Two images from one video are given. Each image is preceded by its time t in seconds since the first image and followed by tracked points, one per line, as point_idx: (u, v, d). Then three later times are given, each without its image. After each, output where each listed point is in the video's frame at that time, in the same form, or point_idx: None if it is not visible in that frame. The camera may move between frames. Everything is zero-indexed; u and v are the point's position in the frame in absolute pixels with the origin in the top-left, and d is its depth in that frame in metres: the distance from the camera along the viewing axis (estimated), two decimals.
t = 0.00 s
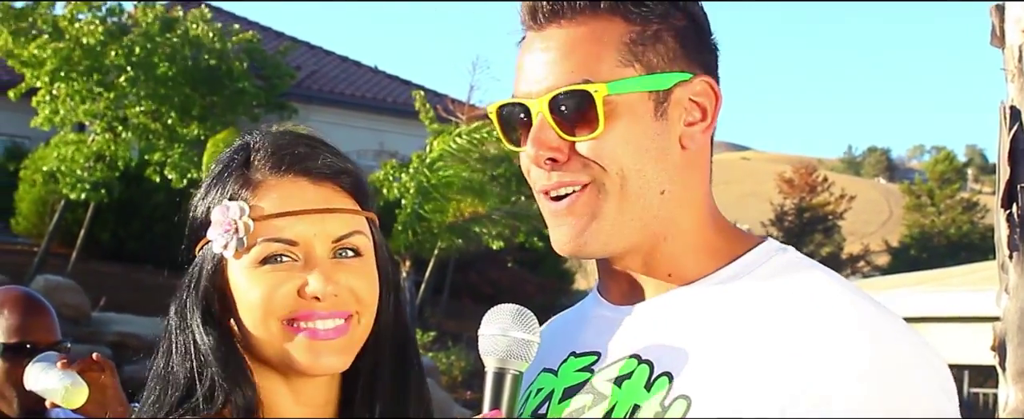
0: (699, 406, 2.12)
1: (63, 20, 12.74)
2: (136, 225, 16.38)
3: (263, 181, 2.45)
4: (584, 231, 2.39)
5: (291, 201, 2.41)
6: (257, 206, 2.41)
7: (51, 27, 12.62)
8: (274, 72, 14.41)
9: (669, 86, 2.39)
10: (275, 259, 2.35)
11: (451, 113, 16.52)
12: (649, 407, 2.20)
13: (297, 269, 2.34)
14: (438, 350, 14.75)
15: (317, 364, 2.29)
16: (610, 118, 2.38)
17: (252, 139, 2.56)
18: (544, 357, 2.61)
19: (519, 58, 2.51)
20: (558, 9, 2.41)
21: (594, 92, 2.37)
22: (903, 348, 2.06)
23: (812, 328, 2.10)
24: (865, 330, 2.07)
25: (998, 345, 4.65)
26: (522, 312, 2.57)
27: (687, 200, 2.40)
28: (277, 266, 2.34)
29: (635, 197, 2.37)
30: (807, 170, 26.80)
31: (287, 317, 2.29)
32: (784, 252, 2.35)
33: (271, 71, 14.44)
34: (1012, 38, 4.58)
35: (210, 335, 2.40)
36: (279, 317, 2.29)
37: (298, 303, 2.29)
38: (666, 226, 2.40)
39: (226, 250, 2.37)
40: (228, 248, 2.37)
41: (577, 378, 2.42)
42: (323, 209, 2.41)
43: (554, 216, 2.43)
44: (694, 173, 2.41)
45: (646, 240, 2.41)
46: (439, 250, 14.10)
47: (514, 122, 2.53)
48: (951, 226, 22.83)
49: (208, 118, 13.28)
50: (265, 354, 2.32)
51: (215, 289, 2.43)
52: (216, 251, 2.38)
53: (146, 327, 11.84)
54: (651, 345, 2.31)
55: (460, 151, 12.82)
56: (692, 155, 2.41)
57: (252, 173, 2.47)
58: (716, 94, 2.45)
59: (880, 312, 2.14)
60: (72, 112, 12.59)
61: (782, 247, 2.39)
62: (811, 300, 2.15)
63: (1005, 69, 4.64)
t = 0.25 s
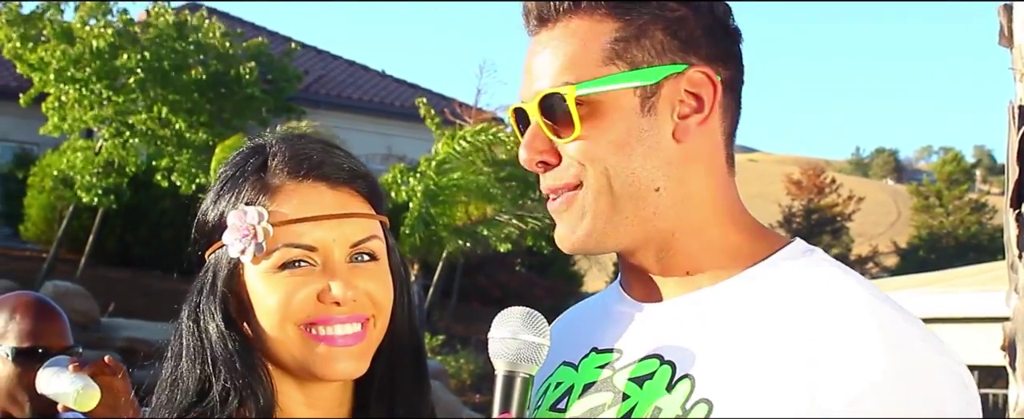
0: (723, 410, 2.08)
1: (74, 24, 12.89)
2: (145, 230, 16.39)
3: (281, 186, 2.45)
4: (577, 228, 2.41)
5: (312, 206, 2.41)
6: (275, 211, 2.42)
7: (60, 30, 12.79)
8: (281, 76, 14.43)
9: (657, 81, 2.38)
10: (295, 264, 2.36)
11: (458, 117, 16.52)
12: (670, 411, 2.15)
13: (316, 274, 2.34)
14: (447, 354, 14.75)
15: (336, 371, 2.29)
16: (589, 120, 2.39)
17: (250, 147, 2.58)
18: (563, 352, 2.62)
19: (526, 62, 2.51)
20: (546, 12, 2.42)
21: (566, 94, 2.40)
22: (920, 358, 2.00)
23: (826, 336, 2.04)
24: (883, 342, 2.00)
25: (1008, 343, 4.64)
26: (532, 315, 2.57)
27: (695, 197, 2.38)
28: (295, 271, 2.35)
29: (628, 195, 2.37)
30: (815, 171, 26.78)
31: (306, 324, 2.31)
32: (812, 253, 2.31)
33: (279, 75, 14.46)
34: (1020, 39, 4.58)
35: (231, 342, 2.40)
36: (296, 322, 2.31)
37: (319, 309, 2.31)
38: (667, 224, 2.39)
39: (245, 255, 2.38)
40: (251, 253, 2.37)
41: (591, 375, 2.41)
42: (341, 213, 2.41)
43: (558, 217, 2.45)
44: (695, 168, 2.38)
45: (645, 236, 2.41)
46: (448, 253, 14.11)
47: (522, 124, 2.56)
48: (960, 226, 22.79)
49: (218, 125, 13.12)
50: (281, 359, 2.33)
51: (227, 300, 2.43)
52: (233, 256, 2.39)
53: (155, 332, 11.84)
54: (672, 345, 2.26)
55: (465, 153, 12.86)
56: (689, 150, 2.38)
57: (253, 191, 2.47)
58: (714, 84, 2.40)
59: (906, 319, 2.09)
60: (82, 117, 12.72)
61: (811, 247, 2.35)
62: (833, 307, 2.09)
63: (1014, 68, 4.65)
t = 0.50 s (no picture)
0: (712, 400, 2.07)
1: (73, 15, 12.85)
2: (139, 222, 16.37)
3: (279, 173, 2.43)
4: (566, 225, 2.34)
5: (309, 193, 2.40)
6: (275, 199, 2.39)
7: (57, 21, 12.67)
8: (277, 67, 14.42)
9: (640, 73, 2.31)
10: (294, 250, 2.35)
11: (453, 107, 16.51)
12: (662, 401, 2.14)
13: (316, 259, 2.34)
14: (443, 344, 14.75)
15: (328, 358, 2.32)
16: (572, 115, 2.33)
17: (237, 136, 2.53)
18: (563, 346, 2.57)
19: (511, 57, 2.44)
20: (529, 8, 2.35)
21: (549, 88, 2.33)
22: (912, 342, 1.98)
23: (815, 320, 2.02)
24: (872, 326, 1.98)
25: (1003, 331, 4.64)
26: (524, 305, 2.57)
27: (681, 190, 2.30)
28: (291, 257, 2.34)
29: (612, 190, 2.30)
30: (811, 160, 26.77)
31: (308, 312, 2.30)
32: (807, 242, 2.24)
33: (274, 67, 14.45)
34: (1014, 26, 4.56)
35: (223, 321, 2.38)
36: (297, 310, 2.29)
37: (323, 294, 2.30)
38: (651, 215, 2.31)
39: (243, 241, 2.34)
40: (246, 239, 2.33)
41: (588, 368, 2.38)
42: (338, 199, 2.41)
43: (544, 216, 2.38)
44: (675, 160, 2.30)
45: (635, 230, 2.33)
46: (443, 243, 14.10)
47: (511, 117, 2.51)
48: (955, 215, 22.80)
49: (213, 116, 13.12)
50: (282, 347, 2.32)
51: (216, 274, 2.41)
52: (231, 244, 2.34)
53: (150, 323, 11.82)
54: (667, 336, 2.24)
55: (458, 141, 12.84)
56: (673, 143, 2.31)
57: (261, 161, 2.45)
58: (699, 76, 2.32)
59: (896, 303, 2.06)
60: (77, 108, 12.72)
61: (806, 235, 2.28)
62: (822, 289, 2.07)
63: (1008, 56, 4.64)
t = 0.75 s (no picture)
0: (696, 382, 2.07)
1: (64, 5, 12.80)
2: (129, 213, 16.34)
3: (291, 156, 2.41)
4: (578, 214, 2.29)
5: (312, 176, 2.40)
6: (292, 184, 2.38)
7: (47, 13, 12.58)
8: (268, 60, 14.41)
9: (646, 64, 2.31)
10: (310, 232, 2.36)
11: (445, 100, 16.49)
12: (648, 385, 2.15)
13: (333, 241, 2.35)
14: (433, 336, 14.75)
15: (342, 340, 2.31)
16: (580, 103, 2.31)
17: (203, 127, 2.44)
18: (550, 338, 2.57)
19: (505, 42, 2.41)
20: None
21: (562, 75, 2.30)
22: (894, 326, 1.97)
23: (797, 304, 2.03)
24: (856, 312, 1.99)
25: (990, 324, 4.65)
26: (507, 291, 2.57)
27: (679, 179, 2.30)
28: (310, 238, 2.35)
29: (616, 179, 2.29)
30: (802, 154, 26.78)
31: (328, 293, 2.31)
32: (792, 228, 2.24)
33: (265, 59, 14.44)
34: (1004, 20, 4.57)
35: (225, 305, 2.30)
36: (321, 290, 2.30)
37: (338, 273, 2.32)
38: (650, 203, 2.30)
39: (263, 225, 2.30)
40: (264, 223, 2.29)
41: (578, 357, 2.37)
42: (343, 180, 2.42)
43: (544, 202, 2.35)
44: (681, 150, 2.30)
45: (636, 219, 2.31)
46: (434, 235, 14.10)
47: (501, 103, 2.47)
48: (945, 210, 22.82)
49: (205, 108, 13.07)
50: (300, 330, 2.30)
51: (213, 259, 2.35)
52: (251, 227, 2.30)
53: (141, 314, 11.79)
54: (654, 324, 2.24)
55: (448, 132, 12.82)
56: (675, 133, 2.31)
57: (257, 144, 2.39)
58: (702, 69, 2.34)
59: (883, 290, 2.06)
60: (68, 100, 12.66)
61: (791, 222, 2.28)
62: (806, 274, 2.08)
63: (998, 50, 4.64)
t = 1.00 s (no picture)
0: (699, 366, 2.05)
1: None
2: (125, 206, 16.30)
3: (297, 150, 2.39)
4: (587, 203, 2.26)
5: (314, 167, 2.39)
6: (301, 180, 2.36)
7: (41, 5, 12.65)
8: (263, 51, 14.40)
9: (662, 54, 2.27)
10: (316, 225, 2.34)
11: (441, 91, 16.46)
12: (650, 369, 2.13)
13: (336, 233, 2.34)
14: (429, 328, 14.74)
15: (341, 330, 2.30)
16: (603, 90, 2.25)
17: (200, 117, 2.42)
18: (548, 328, 2.55)
19: (504, 30, 2.35)
20: None
21: (590, 62, 2.24)
22: (900, 312, 1.95)
23: (802, 287, 2.03)
24: (861, 296, 1.97)
25: (986, 313, 4.65)
26: (500, 276, 2.56)
27: (688, 166, 2.28)
28: (315, 232, 2.33)
29: (635, 167, 2.25)
30: (798, 146, 26.78)
31: (332, 285, 2.29)
32: (791, 218, 2.23)
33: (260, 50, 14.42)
34: (999, 10, 4.56)
35: (231, 296, 2.27)
36: (326, 284, 2.28)
37: (340, 267, 2.30)
38: (661, 192, 2.27)
39: (270, 218, 2.28)
40: (271, 216, 2.28)
41: (580, 342, 2.36)
42: (343, 175, 2.40)
43: (553, 192, 2.30)
44: (690, 140, 2.29)
45: (647, 208, 2.28)
46: (430, 227, 14.08)
47: (500, 94, 2.42)
48: (941, 200, 22.81)
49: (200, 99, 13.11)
50: (299, 323, 2.30)
51: (216, 248, 2.32)
52: (258, 219, 2.28)
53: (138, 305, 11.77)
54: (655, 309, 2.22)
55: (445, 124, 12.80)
56: (685, 122, 2.29)
57: (260, 135, 2.37)
58: (709, 60, 2.33)
59: (888, 278, 2.04)
60: (62, 92, 12.59)
61: (787, 211, 2.28)
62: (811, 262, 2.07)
63: (993, 39, 4.63)
